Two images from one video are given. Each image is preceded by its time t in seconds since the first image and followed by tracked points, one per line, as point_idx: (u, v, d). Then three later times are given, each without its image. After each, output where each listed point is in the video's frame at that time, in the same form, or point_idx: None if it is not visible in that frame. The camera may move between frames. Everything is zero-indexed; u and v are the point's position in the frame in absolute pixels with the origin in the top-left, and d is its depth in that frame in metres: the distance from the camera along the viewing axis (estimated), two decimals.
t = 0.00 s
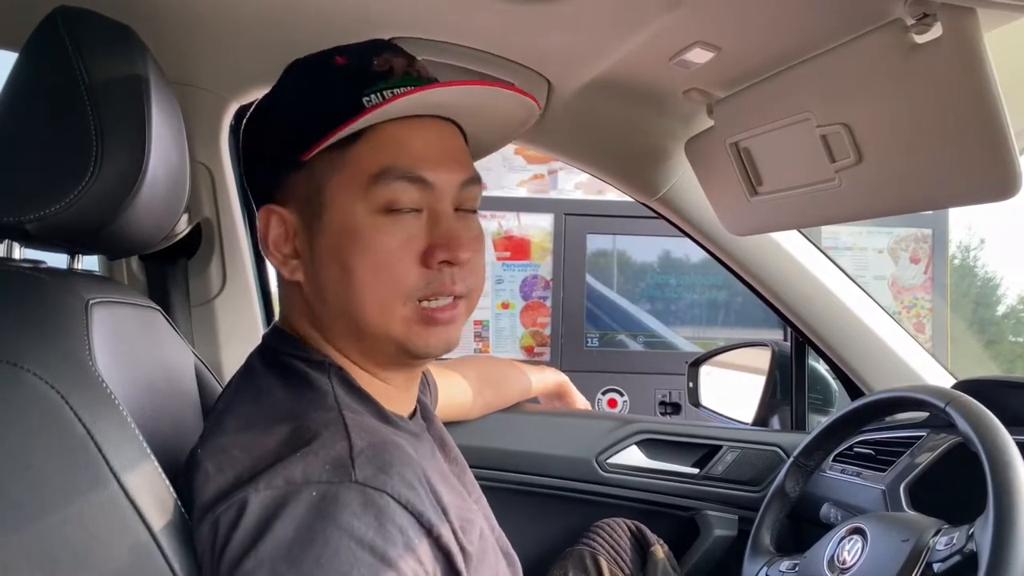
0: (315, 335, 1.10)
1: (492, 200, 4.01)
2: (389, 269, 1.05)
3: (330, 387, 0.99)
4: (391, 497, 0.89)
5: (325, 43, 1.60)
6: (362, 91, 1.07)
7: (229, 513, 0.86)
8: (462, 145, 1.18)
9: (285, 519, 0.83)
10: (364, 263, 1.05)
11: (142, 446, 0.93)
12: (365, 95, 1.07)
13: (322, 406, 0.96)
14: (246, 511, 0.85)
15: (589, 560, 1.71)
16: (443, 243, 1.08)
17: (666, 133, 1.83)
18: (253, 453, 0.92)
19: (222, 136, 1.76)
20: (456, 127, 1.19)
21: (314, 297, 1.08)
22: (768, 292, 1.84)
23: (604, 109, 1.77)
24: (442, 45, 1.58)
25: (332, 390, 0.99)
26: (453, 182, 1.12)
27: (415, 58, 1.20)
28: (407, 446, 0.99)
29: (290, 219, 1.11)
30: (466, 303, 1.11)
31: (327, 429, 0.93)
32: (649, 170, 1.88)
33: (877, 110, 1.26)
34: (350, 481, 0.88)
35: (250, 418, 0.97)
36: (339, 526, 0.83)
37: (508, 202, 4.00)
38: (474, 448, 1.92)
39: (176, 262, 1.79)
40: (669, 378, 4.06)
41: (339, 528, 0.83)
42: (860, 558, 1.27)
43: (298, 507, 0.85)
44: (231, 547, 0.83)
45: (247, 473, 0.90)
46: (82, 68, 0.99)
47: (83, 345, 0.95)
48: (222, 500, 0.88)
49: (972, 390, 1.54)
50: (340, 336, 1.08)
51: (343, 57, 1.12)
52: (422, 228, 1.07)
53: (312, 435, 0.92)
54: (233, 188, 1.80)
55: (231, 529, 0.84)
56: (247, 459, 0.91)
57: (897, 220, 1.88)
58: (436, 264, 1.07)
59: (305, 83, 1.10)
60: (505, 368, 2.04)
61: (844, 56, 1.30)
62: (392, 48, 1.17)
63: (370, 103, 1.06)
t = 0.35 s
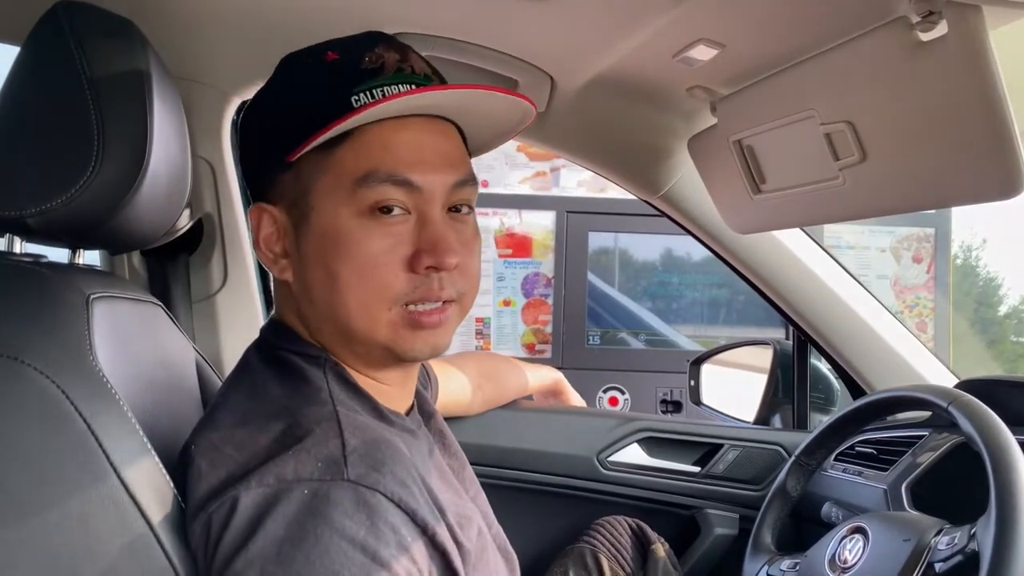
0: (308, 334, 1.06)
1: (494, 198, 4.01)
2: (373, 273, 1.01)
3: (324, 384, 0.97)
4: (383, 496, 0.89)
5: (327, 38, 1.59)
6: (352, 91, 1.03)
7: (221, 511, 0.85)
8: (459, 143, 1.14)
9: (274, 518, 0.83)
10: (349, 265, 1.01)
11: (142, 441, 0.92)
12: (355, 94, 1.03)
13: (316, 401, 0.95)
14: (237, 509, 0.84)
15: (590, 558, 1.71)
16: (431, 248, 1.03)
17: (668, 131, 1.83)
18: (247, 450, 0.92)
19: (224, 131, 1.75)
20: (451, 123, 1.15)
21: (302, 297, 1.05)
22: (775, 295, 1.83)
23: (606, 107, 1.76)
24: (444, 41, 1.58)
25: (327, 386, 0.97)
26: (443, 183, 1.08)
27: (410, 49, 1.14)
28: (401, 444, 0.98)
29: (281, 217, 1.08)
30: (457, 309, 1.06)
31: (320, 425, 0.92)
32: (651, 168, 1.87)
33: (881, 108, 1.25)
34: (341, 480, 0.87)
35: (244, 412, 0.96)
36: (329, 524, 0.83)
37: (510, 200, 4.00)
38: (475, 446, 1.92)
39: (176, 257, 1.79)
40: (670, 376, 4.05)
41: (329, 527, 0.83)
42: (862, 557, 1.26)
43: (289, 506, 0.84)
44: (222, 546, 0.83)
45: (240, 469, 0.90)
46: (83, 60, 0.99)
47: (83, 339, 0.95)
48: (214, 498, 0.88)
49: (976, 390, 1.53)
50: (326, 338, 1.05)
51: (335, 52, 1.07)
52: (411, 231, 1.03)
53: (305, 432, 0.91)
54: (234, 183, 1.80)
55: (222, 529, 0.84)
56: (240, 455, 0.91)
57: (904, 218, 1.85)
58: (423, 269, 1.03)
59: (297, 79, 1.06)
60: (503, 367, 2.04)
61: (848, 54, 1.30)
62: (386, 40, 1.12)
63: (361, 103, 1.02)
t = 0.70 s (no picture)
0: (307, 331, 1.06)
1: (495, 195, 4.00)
2: (375, 271, 1.00)
3: (321, 379, 0.97)
4: (381, 495, 0.89)
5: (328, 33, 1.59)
6: (355, 88, 1.03)
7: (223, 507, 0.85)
8: (462, 143, 1.13)
9: (272, 517, 0.83)
10: (349, 264, 1.00)
11: (143, 436, 0.92)
12: (358, 90, 1.02)
13: (312, 396, 0.95)
14: (234, 508, 0.84)
15: (590, 555, 1.72)
16: (433, 247, 1.01)
17: (670, 129, 1.82)
18: (244, 447, 0.91)
19: (225, 126, 1.75)
20: (453, 121, 1.14)
21: (303, 294, 1.05)
22: (780, 297, 1.83)
23: (608, 104, 1.76)
24: (446, 37, 1.57)
25: (324, 381, 0.97)
26: (446, 181, 1.06)
27: (417, 47, 1.14)
28: (399, 443, 0.98)
29: (282, 214, 1.08)
30: (460, 311, 1.04)
31: (318, 422, 0.92)
32: (652, 166, 1.86)
33: (884, 106, 1.25)
34: (339, 478, 0.87)
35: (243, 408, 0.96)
36: (328, 525, 0.83)
37: (511, 197, 4.00)
38: (476, 443, 1.92)
39: (177, 253, 1.79)
40: (670, 375, 4.04)
41: (327, 527, 0.83)
42: (863, 556, 1.26)
43: (287, 504, 0.84)
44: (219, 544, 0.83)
45: (239, 466, 0.89)
46: (84, 55, 0.99)
47: (83, 334, 0.95)
48: (212, 496, 0.87)
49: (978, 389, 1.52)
50: (328, 337, 1.04)
51: (339, 48, 1.07)
52: (413, 230, 1.02)
53: (303, 429, 0.91)
54: (235, 179, 1.80)
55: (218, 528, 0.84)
56: (237, 451, 0.91)
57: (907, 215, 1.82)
58: (425, 269, 1.01)
59: (300, 71, 1.06)
60: (496, 362, 2.03)
61: (851, 51, 1.29)
62: (391, 36, 1.11)
63: (363, 100, 1.02)
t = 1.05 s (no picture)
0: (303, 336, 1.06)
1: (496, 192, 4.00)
2: (359, 284, 0.98)
3: (324, 388, 0.96)
4: (383, 517, 0.89)
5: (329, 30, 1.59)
6: (334, 86, 1.01)
7: (224, 537, 0.84)
8: (457, 139, 1.10)
9: (276, 549, 0.83)
10: (335, 277, 0.99)
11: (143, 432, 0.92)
12: (337, 90, 1.01)
13: (310, 412, 0.93)
14: (236, 542, 0.84)
15: (590, 551, 1.72)
16: (421, 257, 1.00)
17: (671, 126, 1.82)
18: (241, 462, 0.90)
19: (225, 122, 1.75)
20: (448, 115, 1.11)
21: (293, 304, 1.04)
22: (782, 295, 1.83)
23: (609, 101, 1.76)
24: (448, 33, 1.57)
25: (326, 396, 0.95)
26: (435, 184, 1.04)
27: (406, 30, 1.09)
28: (400, 456, 0.97)
29: (272, 222, 1.07)
30: (451, 318, 1.03)
31: (316, 441, 0.90)
32: (652, 163, 1.86)
33: (886, 104, 1.24)
34: (341, 503, 0.87)
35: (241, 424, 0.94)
36: (332, 552, 0.83)
37: (511, 194, 4.00)
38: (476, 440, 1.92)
39: (178, 248, 1.79)
40: (669, 373, 4.05)
41: (332, 555, 0.83)
42: (863, 554, 1.26)
43: (290, 534, 0.84)
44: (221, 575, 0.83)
45: (237, 490, 0.89)
46: (83, 51, 0.98)
47: (83, 330, 0.95)
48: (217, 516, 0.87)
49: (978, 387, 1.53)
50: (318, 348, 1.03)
51: (319, 38, 1.04)
52: (401, 240, 1.00)
53: (300, 452, 0.90)
54: (235, 175, 1.80)
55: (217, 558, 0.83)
56: (237, 465, 0.90)
57: (908, 214, 1.80)
58: (413, 280, 0.99)
59: (285, 64, 1.04)
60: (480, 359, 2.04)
61: (852, 48, 1.29)
62: (380, 21, 1.08)
63: (342, 101, 1.01)
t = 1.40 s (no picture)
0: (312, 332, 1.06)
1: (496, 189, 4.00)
2: (380, 275, 0.98)
3: (334, 380, 0.96)
4: (404, 510, 0.89)
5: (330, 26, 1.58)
6: (360, 83, 1.00)
7: (247, 532, 0.83)
8: (475, 138, 1.10)
9: (300, 546, 0.82)
10: (355, 269, 0.99)
11: (144, 429, 0.92)
12: (363, 87, 1.00)
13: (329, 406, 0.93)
14: (256, 539, 0.83)
15: (590, 549, 1.72)
16: (441, 252, 1.00)
17: (672, 124, 1.82)
18: (257, 459, 0.89)
19: (226, 119, 1.75)
20: (467, 115, 1.11)
21: (308, 296, 1.04)
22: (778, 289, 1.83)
23: (609, 99, 1.76)
24: (448, 30, 1.57)
25: (338, 387, 0.95)
26: (456, 180, 1.04)
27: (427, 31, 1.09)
28: (414, 450, 0.97)
29: (286, 214, 1.07)
30: (464, 314, 1.03)
31: (337, 433, 0.90)
32: (653, 161, 1.86)
33: (889, 102, 1.24)
34: (364, 496, 0.86)
35: (255, 426, 0.93)
36: (356, 545, 0.83)
37: (512, 192, 3.99)
38: (477, 438, 1.92)
39: (178, 246, 1.79)
40: (669, 371, 4.05)
41: (355, 547, 0.83)
42: (864, 551, 1.25)
43: (313, 529, 0.83)
44: (243, 572, 0.81)
45: (255, 487, 0.87)
46: (84, 47, 0.98)
47: (84, 327, 0.95)
48: (228, 514, 0.85)
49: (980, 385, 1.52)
50: (331, 339, 1.02)
51: (343, 36, 1.03)
52: (421, 234, 1.00)
53: (319, 446, 0.89)
54: (235, 173, 1.80)
55: (240, 553, 0.82)
56: (248, 465, 0.89)
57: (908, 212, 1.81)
58: (433, 274, 1.00)
59: (307, 62, 1.02)
60: (500, 356, 2.03)
61: (854, 46, 1.29)
62: (401, 22, 1.07)
63: (369, 98, 1.00)
